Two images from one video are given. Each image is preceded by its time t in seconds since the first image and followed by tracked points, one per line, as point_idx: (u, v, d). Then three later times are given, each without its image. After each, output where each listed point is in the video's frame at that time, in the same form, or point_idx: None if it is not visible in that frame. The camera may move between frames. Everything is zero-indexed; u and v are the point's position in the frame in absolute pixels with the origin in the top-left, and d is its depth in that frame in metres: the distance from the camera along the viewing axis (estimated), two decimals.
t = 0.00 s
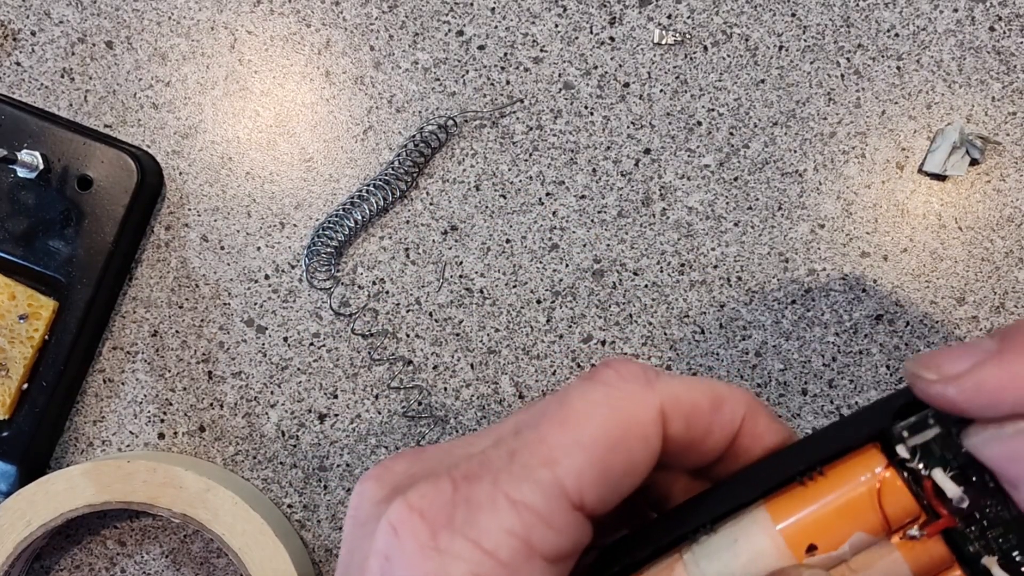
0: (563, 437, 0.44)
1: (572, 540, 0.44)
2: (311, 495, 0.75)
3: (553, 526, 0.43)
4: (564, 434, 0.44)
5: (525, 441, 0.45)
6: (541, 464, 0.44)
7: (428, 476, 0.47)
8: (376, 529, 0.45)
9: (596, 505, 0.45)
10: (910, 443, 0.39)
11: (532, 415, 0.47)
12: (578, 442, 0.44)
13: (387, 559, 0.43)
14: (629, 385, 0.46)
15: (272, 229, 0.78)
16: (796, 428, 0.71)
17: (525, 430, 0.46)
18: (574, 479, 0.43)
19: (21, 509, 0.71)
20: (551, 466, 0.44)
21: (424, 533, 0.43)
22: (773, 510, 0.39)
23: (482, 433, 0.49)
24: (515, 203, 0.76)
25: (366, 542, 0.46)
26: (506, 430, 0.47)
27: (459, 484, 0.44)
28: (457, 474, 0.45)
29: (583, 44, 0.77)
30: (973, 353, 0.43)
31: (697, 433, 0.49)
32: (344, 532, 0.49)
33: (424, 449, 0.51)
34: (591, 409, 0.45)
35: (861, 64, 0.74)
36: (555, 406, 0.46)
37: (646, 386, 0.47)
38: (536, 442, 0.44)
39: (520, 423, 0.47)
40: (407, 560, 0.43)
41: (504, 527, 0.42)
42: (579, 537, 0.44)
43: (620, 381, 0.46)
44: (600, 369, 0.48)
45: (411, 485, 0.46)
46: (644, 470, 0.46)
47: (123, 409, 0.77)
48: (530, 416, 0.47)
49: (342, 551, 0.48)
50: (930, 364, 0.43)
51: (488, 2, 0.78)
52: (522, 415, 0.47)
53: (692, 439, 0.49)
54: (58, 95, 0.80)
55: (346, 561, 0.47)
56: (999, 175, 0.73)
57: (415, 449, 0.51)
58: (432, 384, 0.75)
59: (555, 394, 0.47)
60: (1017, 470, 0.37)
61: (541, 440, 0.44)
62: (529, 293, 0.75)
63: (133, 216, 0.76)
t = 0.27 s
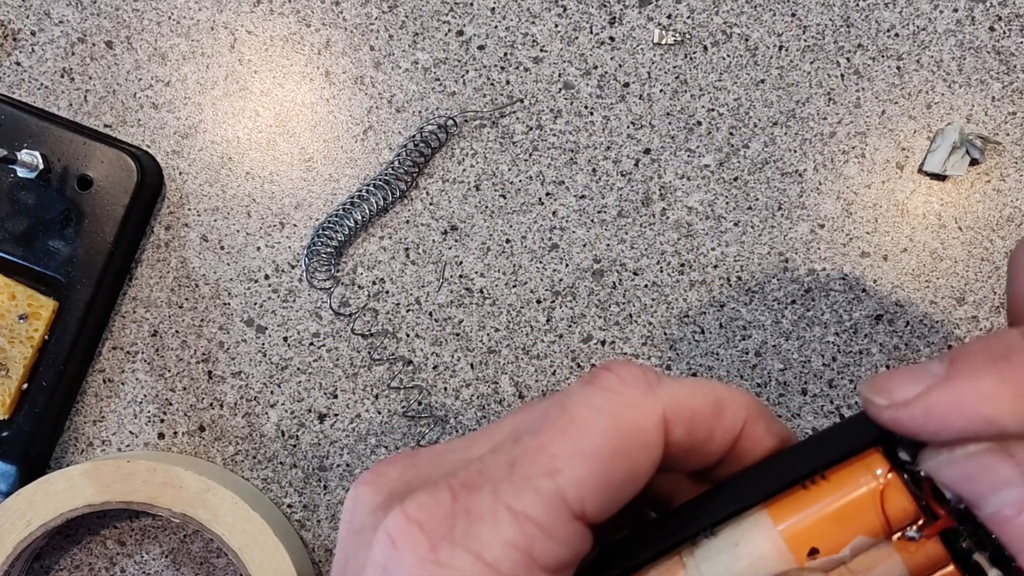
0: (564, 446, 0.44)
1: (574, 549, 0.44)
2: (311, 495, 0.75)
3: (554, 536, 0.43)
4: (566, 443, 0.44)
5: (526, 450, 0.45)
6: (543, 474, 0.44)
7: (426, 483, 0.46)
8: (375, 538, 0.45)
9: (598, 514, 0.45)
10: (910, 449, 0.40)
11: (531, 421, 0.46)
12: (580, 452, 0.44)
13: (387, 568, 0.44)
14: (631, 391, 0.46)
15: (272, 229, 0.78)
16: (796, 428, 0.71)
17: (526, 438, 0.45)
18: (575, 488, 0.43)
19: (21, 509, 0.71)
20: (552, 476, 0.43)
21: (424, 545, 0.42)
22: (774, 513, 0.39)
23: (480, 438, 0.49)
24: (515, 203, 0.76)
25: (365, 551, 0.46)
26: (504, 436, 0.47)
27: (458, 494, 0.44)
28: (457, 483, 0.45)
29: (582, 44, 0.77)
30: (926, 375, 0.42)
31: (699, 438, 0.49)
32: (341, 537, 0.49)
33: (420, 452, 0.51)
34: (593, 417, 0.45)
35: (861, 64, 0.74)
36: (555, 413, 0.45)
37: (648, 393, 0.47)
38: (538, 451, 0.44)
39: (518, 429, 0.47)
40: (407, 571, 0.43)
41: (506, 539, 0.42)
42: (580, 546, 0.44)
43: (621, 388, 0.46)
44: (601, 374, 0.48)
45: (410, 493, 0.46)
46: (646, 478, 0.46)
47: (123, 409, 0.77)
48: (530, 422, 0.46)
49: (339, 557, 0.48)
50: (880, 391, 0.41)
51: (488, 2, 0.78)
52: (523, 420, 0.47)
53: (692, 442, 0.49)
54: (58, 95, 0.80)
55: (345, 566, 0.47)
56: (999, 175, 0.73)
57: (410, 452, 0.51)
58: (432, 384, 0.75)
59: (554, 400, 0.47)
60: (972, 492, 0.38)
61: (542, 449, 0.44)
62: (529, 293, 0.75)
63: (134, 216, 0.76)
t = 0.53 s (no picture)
0: (563, 452, 0.44)
1: (572, 555, 0.44)
2: (311, 495, 0.75)
3: (552, 543, 0.43)
4: (564, 449, 0.44)
5: (524, 456, 0.45)
6: (541, 480, 0.44)
7: (421, 489, 0.46)
8: (369, 545, 0.45)
9: (596, 521, 0.45)
10: (911, 450, 0.39)
11: (529, 426, 0.47)
12: (578, 457, 0.44)
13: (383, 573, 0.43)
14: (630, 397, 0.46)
15: (272, 229, 0.78)
16: (796, 428, 0.71)
17: (523, 443, 0.46)
18: (573, 494, 0.44)
19: (22, 509, 0.71)
20: (550, 482, 0.44)
21: (420, 551, 0.42)
22: (773, 516, 0.39)
23: (476, 441, 0.48)
24: (515, 203, 0.76)
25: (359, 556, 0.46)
26: (501, 441, 0.47)
27: (453, 500, 0.44)
28: (453, 487, 0.45)
29: (582, 44, 0.77)
30: (949, 386, 0.43)
31: (697, 442, 0.49)
32: (333, 539, 0.49)
33: (413, 454, 0.50)
34: (592, 423, 0.45)
35: (861, 64, 0.74)
36: (554, 418, 0.46)
37: (646, 397, 0.47)
38: (536, 457, 0.44)
39: (516, 434, 0.47)
40: None
41: (504, 545, 0.42)
42: (578, 553, 0.44)
43: (619, 393, 0.46)
44: (599, 378, 0.48)
45: (404, 497, 0.46)
46: (643, 483, 0.46)
47: (123, 409, 0.77)
48: (528, 427, 0.46)
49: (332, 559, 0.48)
50: (905, 398, 0.41)
51: (488, 2, 0.78)
52: (520, 424, 0.47)
53: (690, 446, 0.49)
54: (58, 95, 0.80)
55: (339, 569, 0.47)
56: (999, 175, 0.73)
57: (403, 454, 0.51)
58: (431, 384, 0.75)
59: (551, 404, 0.47)
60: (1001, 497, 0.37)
61: (540, 455, 0.44)
62: (529, 293, 0.75)
63: (133, 216, 0.76)
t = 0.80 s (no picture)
0: (559, 446, 0.44)
1: (569, 551, 0.44)
2: (311, 495, 0.75)
3: (549, 538, 0.43)
4: (563, 444, 0.44)
5: (520, 450, 0.45)
6: (538, 474, 0.44)
7: (417, 484, 0.46)
8: (365, 540, 0.44)
9: (593, 516, 0.45)
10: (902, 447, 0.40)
11: (525, 420, 0.47)
12: (576, 453, 0.44)
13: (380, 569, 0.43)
14: (627, 394, 0.46)
15: (272, 229, 0.78)
16: (796, 428, 0.71)
17: (521, 438, 0.45)
18: (570, 488, 0.44)
19: (22, 509, 0.71)
20: (547, 476, 0.44)
21: (416, 546, 0.42)
22: (772, 510, 0.39)
23: (472, 436, 0.48)
24: (515, 203, 0.76)
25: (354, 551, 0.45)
26: (497, 436, 0.47)
27: (449, 494, 0.44)
28: (449, 482, 0.45)
29: (582, 43, 0.77)
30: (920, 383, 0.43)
31: (693, 438, 0.49)
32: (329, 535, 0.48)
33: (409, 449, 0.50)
34: (589, 419, 0.45)
35: (861, 64, 0.74)
36: (550, 412, 0.46)
37: (643, 396, 0.47)
38: (534, 452, 0.44)
39: (512, 429, 0.47)
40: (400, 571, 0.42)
41: (501, 539, 0.42)
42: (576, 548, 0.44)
43: (615, 388, 0.46)
44: (595, 374, 0.48)
45: (400, 491, 0.46)
46: (639, 478, 0.46)
47: (123, 409, 0.77)
48: (524, 421, 0.46)
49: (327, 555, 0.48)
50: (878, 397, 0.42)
51: (488, 2, 0.78)
52: (517, 420, 0.47)
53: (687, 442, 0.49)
54: (58, 95, 0.80)
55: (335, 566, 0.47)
56: (999, 175, 0.73)
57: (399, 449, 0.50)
58: (431, 383, 0.75)
59: (547, 398, 0.47)
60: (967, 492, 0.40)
61: (538, 450, 0.44)
62: (529, 293, 0.75)
63: (133, 216, 0.76)
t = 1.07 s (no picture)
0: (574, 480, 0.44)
1: None
2: (311, 495, 0.74)
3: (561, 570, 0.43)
4: (576, 471, 0.44)
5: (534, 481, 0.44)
6: (552, 506, 0.43)
7: (423, 510, 0.44)
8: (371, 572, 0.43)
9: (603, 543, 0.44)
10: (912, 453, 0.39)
11: (535, 443, 0.46)
12: (591, 482, 0.44)
13: None
14: (638, 414, 0.46)
15: (272, 229, 0.78)
16: (796, 428, 0.71)
17: (533, 463, 0.45)
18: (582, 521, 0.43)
19: (21, 509, 0.71)
20: (561, 508, 0.43)
21: None
22: (777, 517, 0.39)
23: (474, 451, 0.46)
24: (515, 203, 0.76)
25: None
26: (504, 458, 0.46)
27: (461, 527, 0.43)
28: (459, 513, 0.43)
29: (582, 43, 0.77)
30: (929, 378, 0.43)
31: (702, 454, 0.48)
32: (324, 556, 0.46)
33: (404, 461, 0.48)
34: (604, 446, 0.45)
35: (861, 64, 0.74)
36: (563, 438, 0.45)
37: (655, 416, 0.46)
38: (546, 482, 0.44)
39: (520, 452, 0.46)
40: None
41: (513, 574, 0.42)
42: None
43: (627, 411, 0.46)
44: (606, 391, 0.47)
45: (405, 520, 0.44)
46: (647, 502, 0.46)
47: (123, 409, 0.77)
48: (535, 446, 0.46)
49: None
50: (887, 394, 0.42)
51: (488, 1, 0.78)
52: (525, 439, 0.46)
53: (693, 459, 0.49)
54: (58, 95, 0.80)
55: None
56: (999, 174, 0.72)
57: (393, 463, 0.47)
58: (431, 383, 0.75)
59: (557, 421, 0.46)
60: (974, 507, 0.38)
61: (552, 479, 0.44)
62: (529, 293, 0.75)
63: (133, 216, 0.76)
